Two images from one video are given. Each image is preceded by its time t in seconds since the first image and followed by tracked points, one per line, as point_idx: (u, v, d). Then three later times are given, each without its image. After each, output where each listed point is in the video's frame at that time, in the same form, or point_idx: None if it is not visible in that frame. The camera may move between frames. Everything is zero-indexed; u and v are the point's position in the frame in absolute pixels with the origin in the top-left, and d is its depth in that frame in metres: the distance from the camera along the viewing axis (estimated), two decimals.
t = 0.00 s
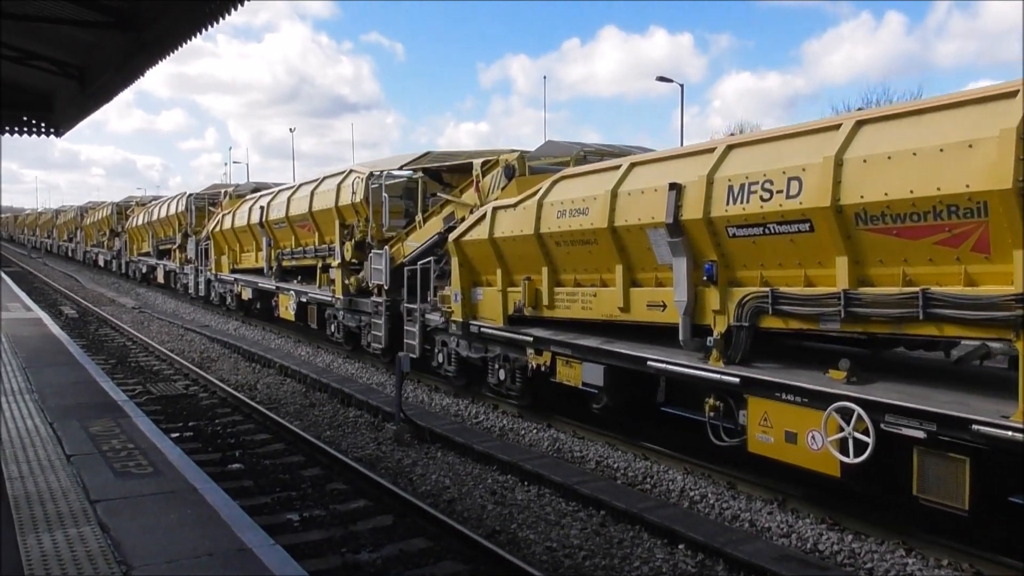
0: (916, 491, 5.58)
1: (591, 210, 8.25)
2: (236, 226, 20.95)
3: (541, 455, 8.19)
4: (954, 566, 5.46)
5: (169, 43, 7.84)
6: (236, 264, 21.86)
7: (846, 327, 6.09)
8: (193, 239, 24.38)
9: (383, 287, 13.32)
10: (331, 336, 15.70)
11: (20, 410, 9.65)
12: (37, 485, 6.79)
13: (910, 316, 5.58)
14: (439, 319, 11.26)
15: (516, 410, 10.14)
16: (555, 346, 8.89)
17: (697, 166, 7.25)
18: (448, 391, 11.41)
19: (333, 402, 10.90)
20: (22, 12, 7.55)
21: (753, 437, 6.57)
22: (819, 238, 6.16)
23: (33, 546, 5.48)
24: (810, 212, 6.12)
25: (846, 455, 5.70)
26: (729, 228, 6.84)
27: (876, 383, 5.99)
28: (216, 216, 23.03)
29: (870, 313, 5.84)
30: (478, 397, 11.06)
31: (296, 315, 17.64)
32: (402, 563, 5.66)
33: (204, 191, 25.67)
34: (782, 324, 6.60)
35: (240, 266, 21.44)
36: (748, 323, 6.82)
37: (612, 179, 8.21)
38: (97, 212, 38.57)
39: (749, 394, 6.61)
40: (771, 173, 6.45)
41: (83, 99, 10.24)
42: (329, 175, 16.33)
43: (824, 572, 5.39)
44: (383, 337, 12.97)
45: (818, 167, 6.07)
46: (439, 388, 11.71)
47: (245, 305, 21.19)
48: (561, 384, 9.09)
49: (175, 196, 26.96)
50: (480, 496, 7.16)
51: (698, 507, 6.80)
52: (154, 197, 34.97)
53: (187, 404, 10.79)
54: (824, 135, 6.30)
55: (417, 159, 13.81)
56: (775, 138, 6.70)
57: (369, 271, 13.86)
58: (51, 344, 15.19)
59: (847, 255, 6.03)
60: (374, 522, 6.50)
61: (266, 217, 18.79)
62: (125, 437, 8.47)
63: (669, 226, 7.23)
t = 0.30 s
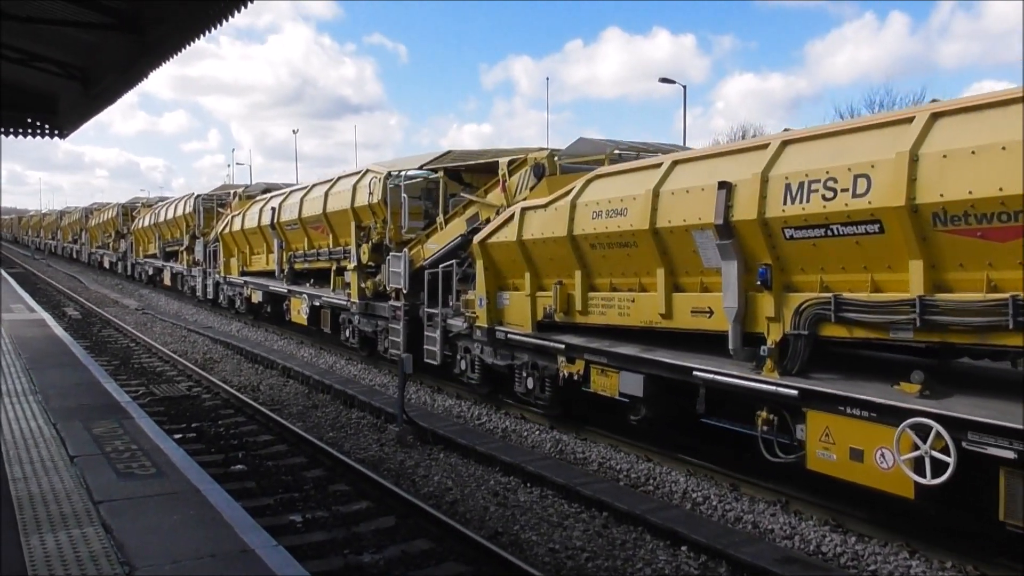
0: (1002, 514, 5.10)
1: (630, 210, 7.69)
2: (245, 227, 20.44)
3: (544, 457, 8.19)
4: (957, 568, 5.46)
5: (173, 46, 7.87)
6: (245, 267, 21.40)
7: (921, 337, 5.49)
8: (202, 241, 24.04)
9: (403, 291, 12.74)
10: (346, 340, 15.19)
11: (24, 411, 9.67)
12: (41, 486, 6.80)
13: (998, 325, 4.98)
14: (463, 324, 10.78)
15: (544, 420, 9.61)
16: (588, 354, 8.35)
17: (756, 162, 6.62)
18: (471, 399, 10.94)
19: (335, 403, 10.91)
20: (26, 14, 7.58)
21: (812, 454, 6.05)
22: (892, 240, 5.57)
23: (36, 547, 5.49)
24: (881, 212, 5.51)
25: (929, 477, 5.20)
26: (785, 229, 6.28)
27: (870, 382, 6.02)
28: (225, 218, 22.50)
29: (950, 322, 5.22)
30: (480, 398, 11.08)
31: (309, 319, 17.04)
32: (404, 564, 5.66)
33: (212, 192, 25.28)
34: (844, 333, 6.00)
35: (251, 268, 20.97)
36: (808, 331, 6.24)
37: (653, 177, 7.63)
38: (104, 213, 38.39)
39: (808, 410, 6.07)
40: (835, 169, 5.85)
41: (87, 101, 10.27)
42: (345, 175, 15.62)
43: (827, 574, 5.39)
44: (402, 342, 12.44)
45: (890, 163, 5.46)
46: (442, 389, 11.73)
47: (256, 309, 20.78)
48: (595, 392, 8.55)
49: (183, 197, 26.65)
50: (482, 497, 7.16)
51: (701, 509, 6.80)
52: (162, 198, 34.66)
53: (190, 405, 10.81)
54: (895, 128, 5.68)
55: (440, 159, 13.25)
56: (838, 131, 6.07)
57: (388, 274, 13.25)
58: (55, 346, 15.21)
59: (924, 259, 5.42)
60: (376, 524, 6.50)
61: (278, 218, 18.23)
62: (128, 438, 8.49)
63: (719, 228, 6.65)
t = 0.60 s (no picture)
0: None
1: (678, 210, 7.14)
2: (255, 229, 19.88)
3: (546, 458, 8.20)
4: (960, 570, 5.46)
5: (175, 47, 7.88)
6: (255, 269, 20.84)
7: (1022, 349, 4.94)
8: (210, 243, 23.59)
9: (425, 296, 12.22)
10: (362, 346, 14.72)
11: (27, 412, 9.69)
12: (44, 487, 6.81)
13: None
14: (490, 330, 10.25)
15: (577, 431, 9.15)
16: (631, 364, 7.82)
17: (827, 157, 6.04)
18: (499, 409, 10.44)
19: (338, 405, 10.92)
20: (29, 16, 7.60)
21: (891, 476, 5.55)
22: (986, 243, 5.01)
23: (39, 548, 5.50)
24: (976, 212, 4.96)
25: None
26: (859, 231, 5.70)
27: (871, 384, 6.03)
28: (236, 219, 21.90)
29: None
30: (483, 399, 11.10)
31: (323, 323, 16.51)
32: (407, 565, 5.67)
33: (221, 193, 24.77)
34: (928, 346, 5.42)
35: (261, 271, 20.46)
36: (885, 343, 5.63)
37: (704, 175, 7.06)
38: (110, 215, 38.16)
39: (886, 428, 5.54)
40: (921, 165, 5.29)
41: (90, 102, 10.29)
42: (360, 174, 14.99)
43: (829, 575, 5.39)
44: (423, 349, 11.96)
45: (986, 157, 4.90)
46: (445, 390, 11.73)
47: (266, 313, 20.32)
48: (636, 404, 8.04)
49: (190, 198, 26.25)
50: (485, 499, 7.17)
51: (704, 511, 6.80)
52: (169, 199, 34.21)
53: (193, 406, 10.83)
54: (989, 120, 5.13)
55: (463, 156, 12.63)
56: (920, 124, 5.52)
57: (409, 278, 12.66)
58: (58, 347, 15.23)
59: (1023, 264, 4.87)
60: (378, 525, 6.51)
61: (290, 219, 17.62)
62: (130, 440, 8.50)
63: (783, 228, 6.07)
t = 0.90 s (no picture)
0: None
1: (728, 211, 6.70)
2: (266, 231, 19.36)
3: (550, 460, 8.20)
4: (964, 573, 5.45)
5: (179, 50, 7.88)
6: (266, 272, 20.33)
7: None
8: (219, 245, 23.06)
9: (448, 301, 11.84)
10: (380, 352, 14.33)
11: (31, 414, 9.70)
12: (47, 489, 6.82)
13: None
14: (519, 337, 9.82)
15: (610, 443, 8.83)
16: (674, 374, 7.43)
17: (897, 154, 5.58)
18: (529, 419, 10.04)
19: (341, 407, 10.92)
20: (34, 19, 7.62)
21: (972, 501, 5.10)
22: None
23: (43, 550, 5.50)
24: None
25: None
26: (937, 232, 5.23)
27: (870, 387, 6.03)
28: (246, 221, 21.38)
29: None
30: (487, 402, 11.09)
31: (337, 328, 16.05)
32: (409, 568, 5.66)
33: (230, 194, 24.11)
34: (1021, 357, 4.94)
35: (272, 273, 19.93)
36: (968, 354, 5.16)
37: (758, 173, 6.62)
38: (116, 216, 37.99)
39: (969, 448, 5.09)
40: (1009, 161, 4.82)
41: (94, 104, 10.32)
42: (378, 175, 14.43)
43: None
44: (445, 357, 11.58)
45: None
46: (447, 393, 11.73)
47: (277, 318, 19.84)
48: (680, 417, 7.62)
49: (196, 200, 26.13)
50: (488, 501, 7.17)
51: (707, 513, 6.79)
52: (176, 201, 33.72)
53: (197, 408, 10.84)
54: None
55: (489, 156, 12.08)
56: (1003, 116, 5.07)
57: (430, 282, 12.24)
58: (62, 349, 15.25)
59: None
60: (381, 527, 6.50)
61: (304, 220, 17.07)
62: (134, 442, 8.51)
63: (850, 230, 5.62)
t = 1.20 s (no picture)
0: None
1: (795, 209, 6.20)
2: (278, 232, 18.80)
3: (553, 460, 8.19)
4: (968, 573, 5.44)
5: (182, 50, 7.88)
6: (278, 274, 19.72)
7: None
8: (228, 246, 22.51)
9: (474, 304, 11.30)
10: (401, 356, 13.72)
11: (34, 414, 9.70)
12: (51, 489, 6.82)
13: None
14: (552, 343, 9.22)
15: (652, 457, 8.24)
16: (728, 385, 6.82)
17: (991, 147, 5.10)
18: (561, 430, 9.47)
19: (344, 407, 10.92)
20: (38, 19, 7.64)
21: None
22: None
23: (47, 549, 5.51)
24: None
25: None
26: None
27: (870, 388, 6.04)
28: (257, 221, 20.76)
29: None
30: (490, 402, 11.07)
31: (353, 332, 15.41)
32: (412, 568, 5.66)
33: (239, 194, 23.53)
34: None
35: (285, 275, 19.34)
36: None
37: (827, 169, 6.11)
38: (121, 216, 37.75)
39: None
40: None
41: (97, 104, 10.33)
42: (399, 173, 13.89)
43: None
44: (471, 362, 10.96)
45: None
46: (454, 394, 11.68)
47: (289, 320, 19.25)
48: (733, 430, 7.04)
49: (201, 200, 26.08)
50: (492, 501, 7.16)
51: (711, 513, 6.78)
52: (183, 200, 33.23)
53: (200, 408, 10.84)
54: None
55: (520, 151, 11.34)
56: None
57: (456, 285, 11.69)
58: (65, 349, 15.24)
59: None
60: (385, 527, 6.50)
61: (319, 220, 16.48)
62: (137, 442, 8.51)
63: (940, 230, 5.12)
